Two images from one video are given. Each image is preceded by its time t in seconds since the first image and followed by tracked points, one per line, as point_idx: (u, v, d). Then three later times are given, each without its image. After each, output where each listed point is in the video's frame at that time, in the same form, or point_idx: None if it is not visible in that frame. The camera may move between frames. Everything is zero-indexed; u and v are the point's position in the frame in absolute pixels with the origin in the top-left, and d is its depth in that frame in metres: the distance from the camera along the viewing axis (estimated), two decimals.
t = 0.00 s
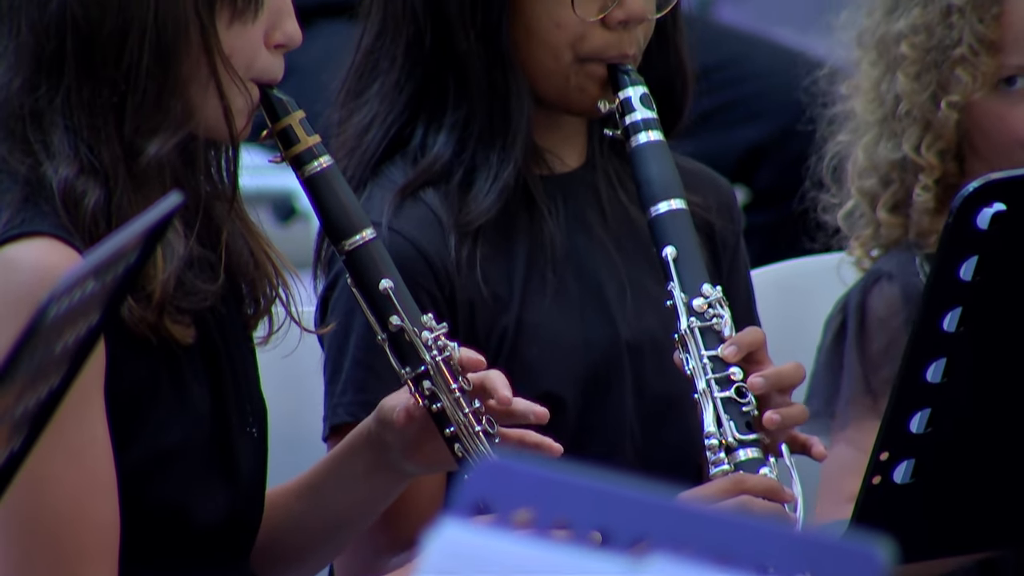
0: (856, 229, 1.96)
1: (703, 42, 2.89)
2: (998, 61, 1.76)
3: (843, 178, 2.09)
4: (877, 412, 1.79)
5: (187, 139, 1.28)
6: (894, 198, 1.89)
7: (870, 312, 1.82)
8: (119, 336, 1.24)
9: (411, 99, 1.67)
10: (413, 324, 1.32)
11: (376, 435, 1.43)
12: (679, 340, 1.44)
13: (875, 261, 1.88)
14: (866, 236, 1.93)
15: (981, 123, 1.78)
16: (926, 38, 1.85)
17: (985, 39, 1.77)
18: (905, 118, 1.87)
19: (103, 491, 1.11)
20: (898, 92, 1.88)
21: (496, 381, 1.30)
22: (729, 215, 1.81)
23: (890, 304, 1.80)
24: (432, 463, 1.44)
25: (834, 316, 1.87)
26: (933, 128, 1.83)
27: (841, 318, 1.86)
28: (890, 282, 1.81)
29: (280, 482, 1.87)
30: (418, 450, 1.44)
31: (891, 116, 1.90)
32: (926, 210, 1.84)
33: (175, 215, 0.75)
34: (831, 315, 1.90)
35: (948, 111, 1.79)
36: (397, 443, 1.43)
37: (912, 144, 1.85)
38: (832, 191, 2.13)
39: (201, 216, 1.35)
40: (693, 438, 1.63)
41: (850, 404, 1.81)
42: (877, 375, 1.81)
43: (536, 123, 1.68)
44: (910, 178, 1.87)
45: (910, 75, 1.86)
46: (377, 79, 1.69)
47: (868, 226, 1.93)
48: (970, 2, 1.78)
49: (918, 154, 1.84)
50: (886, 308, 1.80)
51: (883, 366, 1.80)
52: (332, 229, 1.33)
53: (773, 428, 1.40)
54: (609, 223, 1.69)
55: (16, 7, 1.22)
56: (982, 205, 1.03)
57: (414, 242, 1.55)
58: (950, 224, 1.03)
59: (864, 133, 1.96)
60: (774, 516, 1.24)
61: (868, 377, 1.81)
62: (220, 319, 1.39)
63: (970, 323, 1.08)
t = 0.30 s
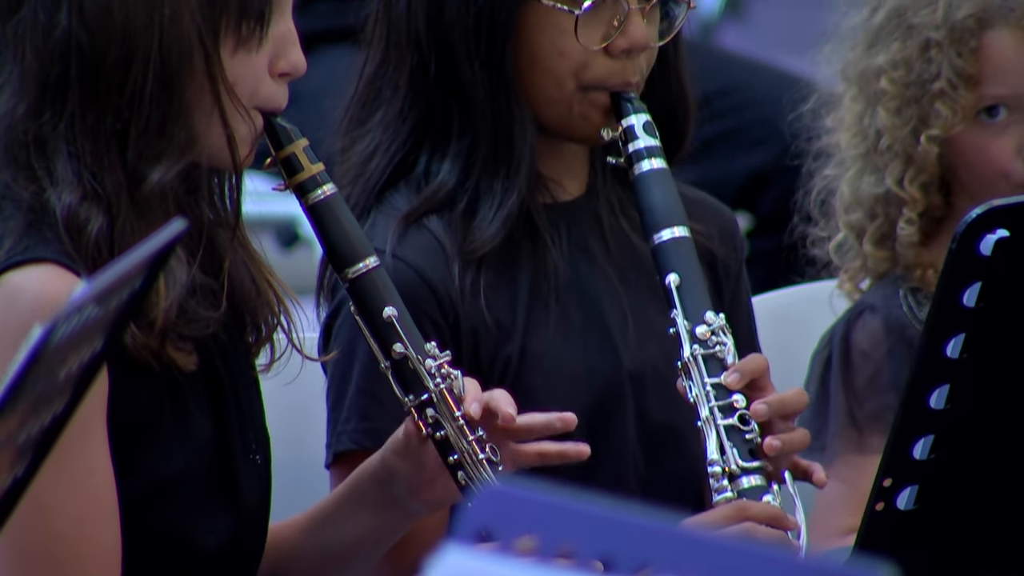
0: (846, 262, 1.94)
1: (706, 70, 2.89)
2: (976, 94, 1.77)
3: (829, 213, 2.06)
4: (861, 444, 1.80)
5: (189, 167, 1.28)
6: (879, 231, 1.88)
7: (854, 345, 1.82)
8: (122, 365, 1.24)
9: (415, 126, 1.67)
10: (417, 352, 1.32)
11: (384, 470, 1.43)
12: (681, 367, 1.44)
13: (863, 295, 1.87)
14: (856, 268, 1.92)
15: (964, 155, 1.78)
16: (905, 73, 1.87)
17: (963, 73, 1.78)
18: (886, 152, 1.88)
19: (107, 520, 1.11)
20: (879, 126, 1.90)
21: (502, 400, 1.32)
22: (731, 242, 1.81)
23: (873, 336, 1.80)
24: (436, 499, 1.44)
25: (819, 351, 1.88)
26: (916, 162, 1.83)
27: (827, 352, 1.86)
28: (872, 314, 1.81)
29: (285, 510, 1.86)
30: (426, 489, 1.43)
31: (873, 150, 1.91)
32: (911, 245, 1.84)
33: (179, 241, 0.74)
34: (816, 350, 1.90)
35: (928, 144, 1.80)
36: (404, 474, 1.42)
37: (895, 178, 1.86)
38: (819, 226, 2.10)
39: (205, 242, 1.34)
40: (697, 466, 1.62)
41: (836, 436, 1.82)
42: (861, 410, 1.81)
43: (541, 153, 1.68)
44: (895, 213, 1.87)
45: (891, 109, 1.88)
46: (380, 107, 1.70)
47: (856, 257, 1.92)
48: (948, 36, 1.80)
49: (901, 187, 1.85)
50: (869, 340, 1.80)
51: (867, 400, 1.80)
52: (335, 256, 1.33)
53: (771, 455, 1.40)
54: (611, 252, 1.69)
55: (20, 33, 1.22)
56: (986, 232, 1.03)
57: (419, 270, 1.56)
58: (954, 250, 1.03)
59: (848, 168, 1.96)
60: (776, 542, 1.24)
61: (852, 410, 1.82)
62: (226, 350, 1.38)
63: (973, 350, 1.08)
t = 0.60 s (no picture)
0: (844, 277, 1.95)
1: (706, 92, 2.90)
2: (975, 110, 1.77)
3: (830, 225, 2.07)
4: (851, 456, 1.79)
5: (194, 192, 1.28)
6: (874, 245, 1.89)
7: (846, 357, 1.81)
8: (127, 391, 1.24)
9: (418, 151, 1.67)
10: (421, 377, 1.32)
11: (381, 494, 1.41)
12: (687, 393, 1.44)
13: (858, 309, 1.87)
14: (852, 283, 1.91)
15: (958, 171, 1.78)
16: (904, 85, 1.88)
17: (962, 88, 1.78)
18: (880, 164, 1.89)
19: (111, 545, 1.11)
20: (876, 138, 1.90)
21: (512, 452, 1.31)
22: (732, 267, 1.81)
23: (865, 350, 1.80)
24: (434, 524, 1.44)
25: (811, 364, 1.87)
26: (911, 177, 1.83)
27: (820, 366, 1.86)
28: (865, 327, 1.81)
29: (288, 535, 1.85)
30: (422, 514, 1.43)
31: (869, 162, 1.92)
32: (902, 258, 1.84)
33: (182, 266, 0.75)
34: (809, 364, 1.89)
35: (923, 158, 1.81)
36: (401, 504, 1.41)
37: (889, 193, 1.86)
38: (819, 239, 2.12)
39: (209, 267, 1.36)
40: (699, 489, 1.62)
41: (824, 447, 1.81)
42: (850, 422, 1.80)
43: (544, 180, 1.68)
44: (888, 226, 1.87)
45: (888, 121, 1.89)
46: (382, 130, 1.70)
47: (854, 274, 1.92)
48: (949, 52, 1.81)
49: (894, 202, 1.84)
50: (861, 353, 1.80)
51: (856, 413, 1.79)
52: (340, 280, 1.33)
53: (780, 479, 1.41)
54: (614, 276, 1.69)
55: (25, 59, 1.22)
56: (989, 256, 1.03)
57: (423, 294, 1.56)
58: (956, 274, 1.03)
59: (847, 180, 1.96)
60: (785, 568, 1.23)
61: (841, 421, 1.81)
62: (229, 374, 1.38)
63: (976, 374, 1.07)
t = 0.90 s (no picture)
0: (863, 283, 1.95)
1: (712, 110, 2.88)
2: (992, 117, 1.77)
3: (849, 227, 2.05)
4: (859, 469, 1.79)
5: (194, 210, 1.28)
6: (892, 248, 1.89)
7: (858, 370, 1.82)
8: (128, 409, 1.24)
9: (424, 167, 1.67)
10: (421, 394, 1.32)
11: (383, 511, 1.41)
12: (692, 409, 1.44)
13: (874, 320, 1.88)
14: (871, 288, 1.92)
15: (972, 177, 1.78)
16: (925, 87, 1.88)
17: (981, 94, 1.78)
18: (898, 165, 1.88)
19: (110, 564, 1.11)
20: (895, 139, 1.90)
21: (511, 467, 1.30)
22: (738, 282, 1.81)
23: (876, 363, 1.80)
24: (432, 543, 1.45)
25: (823, 377, 1.87)
26: (928, 181, 1.83)
27: (831, 379, 1.86)
28: (876, 341, 1.81)
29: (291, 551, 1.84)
30: (421, 532, 1.43)
31: (887, 162, 1.91)
32: (919, 262, 1.85)
33: (184, 282, 0.75)
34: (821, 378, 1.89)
35: (938, 161, 1.80)
36: (405, 519, 1.41)
37: (907, 196, 1.86)
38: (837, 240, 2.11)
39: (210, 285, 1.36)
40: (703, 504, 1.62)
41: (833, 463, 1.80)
42: (861, 437, 1.80)
43: (551, 196, 1.68)
44: (905, 229, 1.87)
45: (908, 123, 1.89)
46: (388, 146, 1.70)
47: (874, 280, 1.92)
48: (971, 57, 1.81)
49: (911, 206, 1.85)
50: (872, 366, 1.80)
51: (867, 427, 1.80)
52: (340, 298, 1.33)
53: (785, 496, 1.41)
54: (620, 291, 1.69)
55: (24, 78, 1.23)
56: (991, 274, 1.03)
57: (430, 311, 1.55)
58: (959, 291, 1.03)
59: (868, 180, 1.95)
60: None
61: (852, 437, 1.81)
62: (233, 393, 1.38)
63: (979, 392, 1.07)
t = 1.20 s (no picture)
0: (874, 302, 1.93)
1: (717, 127, 2.86)
2: (1004, 127, 1.77)
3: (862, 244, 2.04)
4: (872, 486, 1.80)
5: (199, 226, 1.28)
6: (904, 266, 1.88)
7: (870, 386, 1.81)
8: (133, 426, 1.24)
9: (429, 185, 1.67)
10: (425, 410, 1.32)
11: (394, 528, 1.40)
12: (695, 427, 1.43)
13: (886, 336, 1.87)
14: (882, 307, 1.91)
15: (985, 188, 1.78)
16: (935, 98, 1.88)
17: (992, 103, 1.79)
18: (909, 179, 1.88)
19: None
20: (906, 153, 1.89)
21: (515, 485, 1.31)
22: (743, 300, 1.81)
23: (888, 378, 1.80)
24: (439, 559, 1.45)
25: (835, 393, 1.86)
26: (941, 195, 1.83)
27: (843, 395, 1.85)
28: (889, 356, 1.81)
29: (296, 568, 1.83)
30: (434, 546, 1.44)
31: (898, 175, 1.91)
32: (931, 276, 1.84)
33: (188, 298, 0.75)
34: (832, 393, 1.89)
35: (951, 172, 1.81)
36: (415, 535, 1.40)
37: (919, 209, 1.86)
38: (848, 259, 2.09)
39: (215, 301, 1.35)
40: (708, 521, 1.62)
41: (846, 474, 1.82)
42: (873, 451, 1.81)
43: (556, 214, 1.68)
44: (917, 245, 1.87)
45: (919, 135, 1.89)
46: (393, 163, 1.70)
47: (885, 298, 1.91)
48: (982, 67, 1.82)
49: (924, 220, 1.85)
50: (885, 382, 1.80)
51: (879, 441, 1.81)
52: (344, 313, 1.33)
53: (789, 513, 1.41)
54: (626, 308, 1.69)
55: (29, 95, 1.24)
56: (994, 289, 1.03)
57: (434, 329, 1.56)
58: (964, 307, 1.03)
59: (880, 198, 1.94)
60: None
61: (864, 451, 1.82)
62: (237, 411, 1.38)
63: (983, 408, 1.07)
